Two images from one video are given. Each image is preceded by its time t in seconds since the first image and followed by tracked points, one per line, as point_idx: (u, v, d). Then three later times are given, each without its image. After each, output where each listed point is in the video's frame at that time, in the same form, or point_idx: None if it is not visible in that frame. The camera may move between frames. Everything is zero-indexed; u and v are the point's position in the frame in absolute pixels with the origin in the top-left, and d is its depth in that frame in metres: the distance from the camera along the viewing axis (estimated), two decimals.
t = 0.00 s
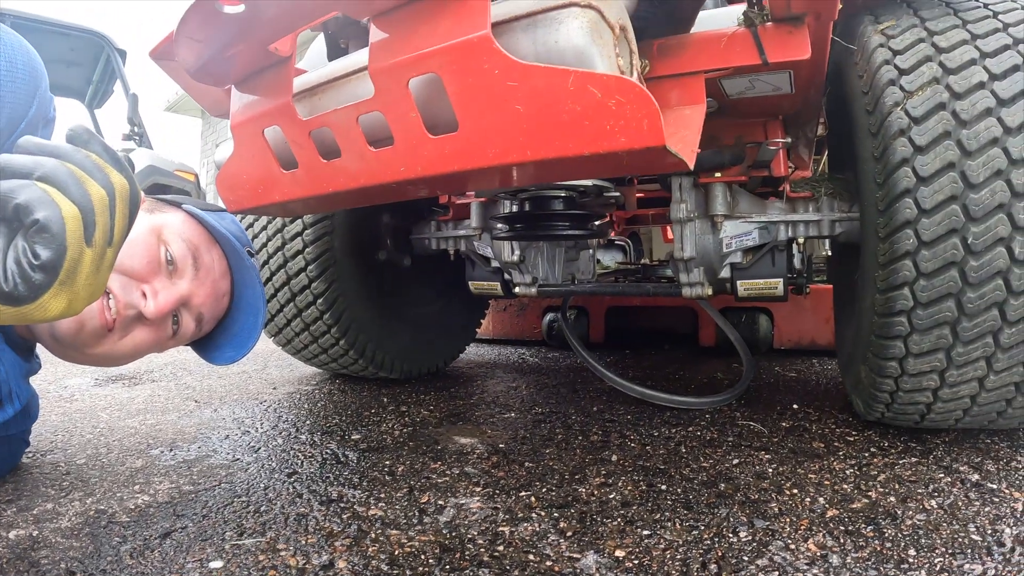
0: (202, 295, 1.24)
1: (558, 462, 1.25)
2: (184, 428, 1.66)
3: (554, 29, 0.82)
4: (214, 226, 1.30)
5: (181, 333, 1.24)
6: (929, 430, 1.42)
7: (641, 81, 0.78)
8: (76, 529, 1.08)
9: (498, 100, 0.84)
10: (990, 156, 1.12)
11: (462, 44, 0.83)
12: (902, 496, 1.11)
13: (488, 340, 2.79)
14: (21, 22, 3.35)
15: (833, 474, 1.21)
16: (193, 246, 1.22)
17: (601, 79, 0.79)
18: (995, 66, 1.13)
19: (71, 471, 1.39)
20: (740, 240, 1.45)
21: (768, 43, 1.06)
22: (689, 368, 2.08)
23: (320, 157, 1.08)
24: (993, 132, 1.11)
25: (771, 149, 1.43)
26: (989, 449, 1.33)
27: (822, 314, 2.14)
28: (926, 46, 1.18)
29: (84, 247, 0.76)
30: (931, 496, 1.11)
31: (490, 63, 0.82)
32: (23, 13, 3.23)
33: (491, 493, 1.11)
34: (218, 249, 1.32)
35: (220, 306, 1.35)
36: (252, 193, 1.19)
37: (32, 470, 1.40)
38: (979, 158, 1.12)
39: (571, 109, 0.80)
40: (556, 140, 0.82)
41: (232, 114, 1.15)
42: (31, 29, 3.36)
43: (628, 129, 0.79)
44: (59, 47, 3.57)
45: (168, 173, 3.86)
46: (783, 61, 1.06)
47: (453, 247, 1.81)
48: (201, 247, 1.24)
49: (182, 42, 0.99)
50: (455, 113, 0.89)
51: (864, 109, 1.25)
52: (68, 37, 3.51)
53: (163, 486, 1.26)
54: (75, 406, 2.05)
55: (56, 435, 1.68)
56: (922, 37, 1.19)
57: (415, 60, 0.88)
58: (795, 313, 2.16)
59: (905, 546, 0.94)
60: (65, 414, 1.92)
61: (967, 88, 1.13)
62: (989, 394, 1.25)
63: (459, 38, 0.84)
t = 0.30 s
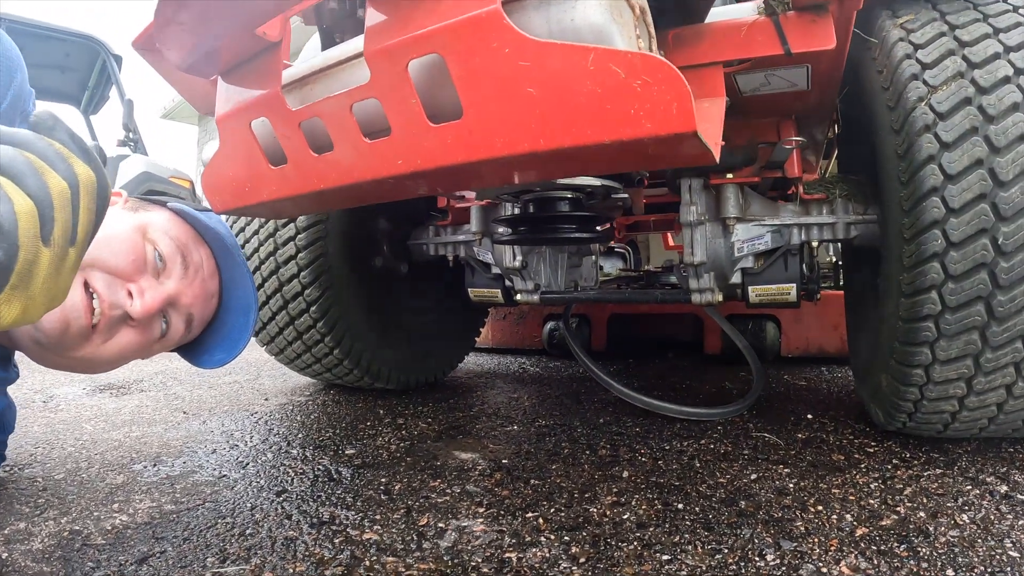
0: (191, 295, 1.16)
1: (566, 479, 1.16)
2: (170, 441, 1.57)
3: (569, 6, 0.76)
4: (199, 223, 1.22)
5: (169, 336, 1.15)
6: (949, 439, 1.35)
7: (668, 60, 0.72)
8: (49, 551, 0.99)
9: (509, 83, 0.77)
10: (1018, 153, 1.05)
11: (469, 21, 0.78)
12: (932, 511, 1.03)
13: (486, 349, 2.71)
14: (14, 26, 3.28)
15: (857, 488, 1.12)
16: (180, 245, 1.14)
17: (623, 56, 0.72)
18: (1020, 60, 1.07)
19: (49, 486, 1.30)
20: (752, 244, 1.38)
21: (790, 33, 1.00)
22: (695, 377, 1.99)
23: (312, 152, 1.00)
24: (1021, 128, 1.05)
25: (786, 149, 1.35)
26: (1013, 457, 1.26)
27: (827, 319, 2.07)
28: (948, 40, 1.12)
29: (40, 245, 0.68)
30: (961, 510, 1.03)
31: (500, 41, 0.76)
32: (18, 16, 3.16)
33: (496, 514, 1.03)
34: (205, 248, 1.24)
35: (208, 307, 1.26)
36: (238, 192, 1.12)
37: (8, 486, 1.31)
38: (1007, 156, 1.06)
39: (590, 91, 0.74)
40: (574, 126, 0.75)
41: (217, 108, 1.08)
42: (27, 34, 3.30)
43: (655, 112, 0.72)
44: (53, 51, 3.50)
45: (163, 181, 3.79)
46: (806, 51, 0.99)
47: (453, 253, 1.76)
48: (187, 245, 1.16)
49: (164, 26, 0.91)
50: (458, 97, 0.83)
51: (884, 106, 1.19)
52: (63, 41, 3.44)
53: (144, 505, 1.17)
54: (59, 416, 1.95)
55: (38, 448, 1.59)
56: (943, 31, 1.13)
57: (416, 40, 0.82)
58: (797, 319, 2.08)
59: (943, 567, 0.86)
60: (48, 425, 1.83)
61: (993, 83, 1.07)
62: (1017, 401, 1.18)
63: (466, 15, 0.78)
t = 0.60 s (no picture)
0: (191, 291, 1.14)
1: (556, 489, 1.14)
2: (159, 450, 1.54)
3: (550, 2, 0.77)
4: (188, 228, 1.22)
5: (170, 337, 1.11)
6: (948, 445, 1.33)
7: (650, 55, 0.72)
8: (31, 560, 0.96)
9: (489, 80, 0.77)
10: (1015, 151, 1.05)
11: (447, 18, 0.77)
12: (931, 518, 1.01)
13: (480, 359, 2.69)
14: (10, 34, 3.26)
15: (855, 496, 1.09)
16: (178, 245, 1.13)
17: (604, 52, 0.72)
18: (1015, 58, 1.07)
19: (35, 494, 1.27)
20: (746, 249, 1.36)
21: (780, 32, 0.99)
22: (690, 386, 1.97)
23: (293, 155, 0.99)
24: (1017, 126, 1.05)
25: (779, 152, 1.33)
26: (1012, 462, 1.24)
27: (823, 325, 2.05)
28: (942, 38, 1.11)
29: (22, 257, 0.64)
30: (960, 518, 1.01)
31: (479, 38, 0.76)
32: (15, 25, 3.15)
33: (484, 526, 1.00)
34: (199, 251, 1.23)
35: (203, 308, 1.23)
36: (221, 199, 1.09)
37: None
38: (1003, 154, 1.05)
39: (571, 87, 0.73)
40: (555, 123, 0.75)
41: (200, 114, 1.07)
42: (24, 43, 3.28)
43: (637, 108, 0.72)
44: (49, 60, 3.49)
45: (157, 190, 3.77)
46: (798, 49, 0.98)
47: (444, 261, 1.74)
48: (183, 247, 1.16)
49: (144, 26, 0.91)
50: (438, 97, 0.82)
51: (878, 106, 1.17)
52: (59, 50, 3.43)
53: (129, 513, 1.14)
54: (50, 424, 1.92)
55: (25, 456, 1.56)
56: (936, 30, 1.13)
57: (395, 39, 0.81)
58: (793, 325, 2.07)
59: None
60: (38, 433, 1.80)
61: (987, 81, 1.06)
62: (1015, 405, 1.17)
63: (445, 12, 0.78)
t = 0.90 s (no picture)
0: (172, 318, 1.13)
1: (553, 500, 1.13)
2: (153, 462, 1.53)
3: (547, 14, 0.77)
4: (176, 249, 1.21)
5: (150, 360, 1.10)
6: (945, 451, 1.33)
7: (646, 65, 0.72)
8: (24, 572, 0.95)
9: (484, 91, 0.77)
10: (1009, 158, 1.06)
11: (444, 29, 0.78)
12: (930, 525, 1.00)
13: (476, 371, 2.69)
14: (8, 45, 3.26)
15: (853, 505, 1.09)
16: (163, 268, 1.13)
17: (601, 63, 0.72)
18: (1007, 65, 1.08)
19: (28, 506, 1.26)
20: (742, 259, 1.36)
21: (774, 42, 1.00)
22: (687, 396, 1.96)
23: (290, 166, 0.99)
24: (1011, 133, 1.06)
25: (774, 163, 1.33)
26: (1010, 468, 1.24)
27: (819, 335, 2.05)
28: (934, 47, 1.12)
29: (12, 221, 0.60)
30: (959, 524, 1.01)
31: (475, 48, 0.76)
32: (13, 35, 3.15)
33: (481, 537, 0.99)
34: (186, 273, 1.23)
35: (187, 332, 1.23)
36: (217, 209, 1.09)
37: None
38: (997, 161, 1.06)
39: (567, 98, 0.74)
40: (551, 134, 0.75)
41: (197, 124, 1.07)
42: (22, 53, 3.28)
43: (633, 118, 0.72)
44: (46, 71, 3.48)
45: (154, 202, 3.78)
46: (792, 59, 0.99)
47: (441, 272, 1.74)
48: (168, 270, 1.15)
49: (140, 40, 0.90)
50: (435, 108, 0.82)
51: (872, 115, 1.18)
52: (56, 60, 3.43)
53: (124, 526, 1.13)
54: (44, 435, 1.91)
55: (19, 468, 1.55)
56: (929, 39, 1.14)
57: (392, 50, 0.81)
58: (790, 335, 2.07)
59: None
60: (32, 444, 1.78)
61: (980, 89, 1.07)
62: (1013, 411, 1.17)
63: (441, 22, 0.78)
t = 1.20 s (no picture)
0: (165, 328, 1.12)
1: (549, 515, 1.12)
2: (146, 477, 1.52)
3: (540, 28, 0.78)
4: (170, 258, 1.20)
5: (146, 369, 1.10)
6: (942, 461, 1.33)
7: (639, 79, 0.72)
8: None
9: (478, 106, 0.77)
10: (1000, 167, 1.06)
11: (437, 44, 0.78)
12: (927, 535, 1.00)
13: (471, 385, 2.68)
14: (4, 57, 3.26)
15: (850, 515, 1.09)
16: (159, 277, 1.12)
17: (594, 77, 0.72)
18: (997, 76, 1.09)
19: (20, 521, 1.24)
20: (736, 272, 1.36)
21: (766, 55, 1.00)
22: (682, 409, 1.96)
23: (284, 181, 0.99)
24: (1002, 142, 1.06)
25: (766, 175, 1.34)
26: (1007, 476, 1.25)
27: (814, 348, 2.06)
28: (925, 58, 1.13)
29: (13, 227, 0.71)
30: (957, 533, 1.00)
31: (469, 64, 0.77)
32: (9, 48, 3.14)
33: (477, 552, 0.99)
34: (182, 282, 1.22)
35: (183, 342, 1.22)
36: (212, 223, 1.09)
37: None
38: (989, 170, 1.06)
39: (561, 113, 0.74)
40: (545, 149, 0.76)
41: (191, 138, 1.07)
42: (18, 65, 3.27)
43: (627, 133, 0.73)
44: (42, 84, 3.48)
45: (149, 215, 3.77)
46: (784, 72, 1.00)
47: (435, 287, 1.75)
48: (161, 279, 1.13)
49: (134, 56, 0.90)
50: (429, 122, 0.82)
51: (864, 127, 1.19)
52: (52, 73, 3.44)
53: (116, 541, 1.11)
54: (36, 449, 1.89)
55: (11, 482, 1.53)
56: (919, 50, 1.15)
57: (385, 65, 0.81)
58: (785, 348, 2.07)
59: None
60: (24, 458, 1.77)
61: (971, 99, 1.08)
62: (1008, 419, 1.17)
63: (434, 37, 0.78)
